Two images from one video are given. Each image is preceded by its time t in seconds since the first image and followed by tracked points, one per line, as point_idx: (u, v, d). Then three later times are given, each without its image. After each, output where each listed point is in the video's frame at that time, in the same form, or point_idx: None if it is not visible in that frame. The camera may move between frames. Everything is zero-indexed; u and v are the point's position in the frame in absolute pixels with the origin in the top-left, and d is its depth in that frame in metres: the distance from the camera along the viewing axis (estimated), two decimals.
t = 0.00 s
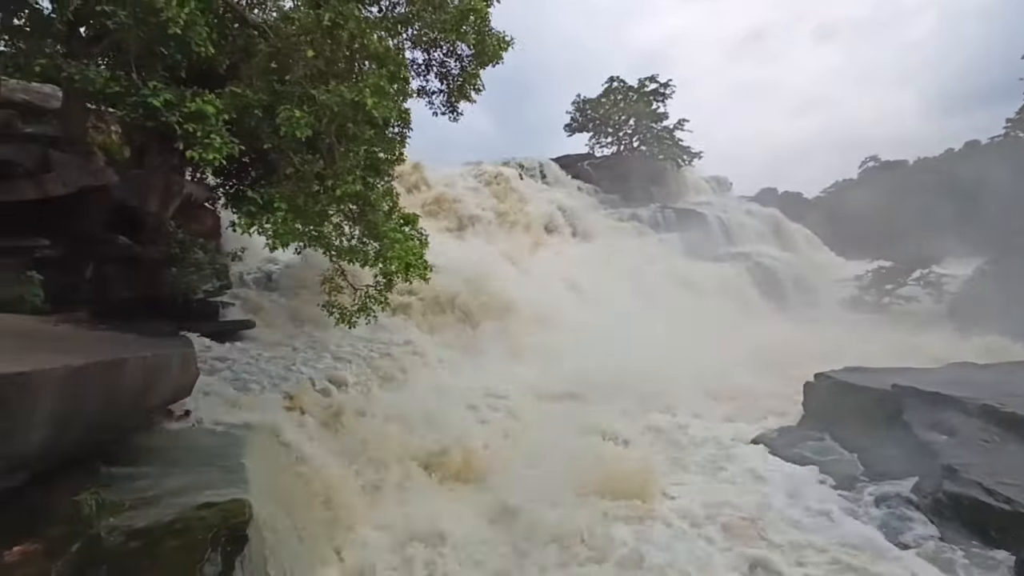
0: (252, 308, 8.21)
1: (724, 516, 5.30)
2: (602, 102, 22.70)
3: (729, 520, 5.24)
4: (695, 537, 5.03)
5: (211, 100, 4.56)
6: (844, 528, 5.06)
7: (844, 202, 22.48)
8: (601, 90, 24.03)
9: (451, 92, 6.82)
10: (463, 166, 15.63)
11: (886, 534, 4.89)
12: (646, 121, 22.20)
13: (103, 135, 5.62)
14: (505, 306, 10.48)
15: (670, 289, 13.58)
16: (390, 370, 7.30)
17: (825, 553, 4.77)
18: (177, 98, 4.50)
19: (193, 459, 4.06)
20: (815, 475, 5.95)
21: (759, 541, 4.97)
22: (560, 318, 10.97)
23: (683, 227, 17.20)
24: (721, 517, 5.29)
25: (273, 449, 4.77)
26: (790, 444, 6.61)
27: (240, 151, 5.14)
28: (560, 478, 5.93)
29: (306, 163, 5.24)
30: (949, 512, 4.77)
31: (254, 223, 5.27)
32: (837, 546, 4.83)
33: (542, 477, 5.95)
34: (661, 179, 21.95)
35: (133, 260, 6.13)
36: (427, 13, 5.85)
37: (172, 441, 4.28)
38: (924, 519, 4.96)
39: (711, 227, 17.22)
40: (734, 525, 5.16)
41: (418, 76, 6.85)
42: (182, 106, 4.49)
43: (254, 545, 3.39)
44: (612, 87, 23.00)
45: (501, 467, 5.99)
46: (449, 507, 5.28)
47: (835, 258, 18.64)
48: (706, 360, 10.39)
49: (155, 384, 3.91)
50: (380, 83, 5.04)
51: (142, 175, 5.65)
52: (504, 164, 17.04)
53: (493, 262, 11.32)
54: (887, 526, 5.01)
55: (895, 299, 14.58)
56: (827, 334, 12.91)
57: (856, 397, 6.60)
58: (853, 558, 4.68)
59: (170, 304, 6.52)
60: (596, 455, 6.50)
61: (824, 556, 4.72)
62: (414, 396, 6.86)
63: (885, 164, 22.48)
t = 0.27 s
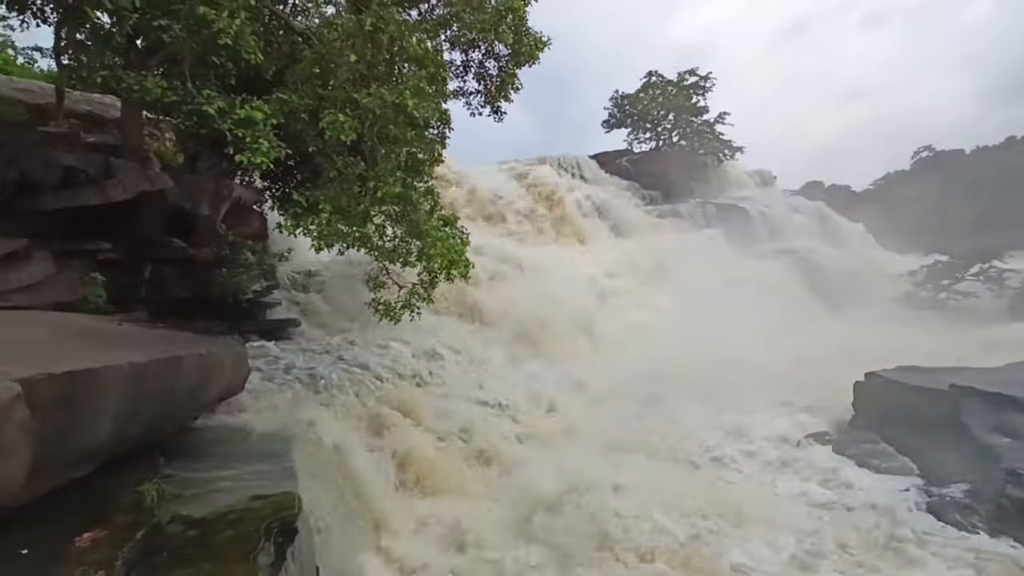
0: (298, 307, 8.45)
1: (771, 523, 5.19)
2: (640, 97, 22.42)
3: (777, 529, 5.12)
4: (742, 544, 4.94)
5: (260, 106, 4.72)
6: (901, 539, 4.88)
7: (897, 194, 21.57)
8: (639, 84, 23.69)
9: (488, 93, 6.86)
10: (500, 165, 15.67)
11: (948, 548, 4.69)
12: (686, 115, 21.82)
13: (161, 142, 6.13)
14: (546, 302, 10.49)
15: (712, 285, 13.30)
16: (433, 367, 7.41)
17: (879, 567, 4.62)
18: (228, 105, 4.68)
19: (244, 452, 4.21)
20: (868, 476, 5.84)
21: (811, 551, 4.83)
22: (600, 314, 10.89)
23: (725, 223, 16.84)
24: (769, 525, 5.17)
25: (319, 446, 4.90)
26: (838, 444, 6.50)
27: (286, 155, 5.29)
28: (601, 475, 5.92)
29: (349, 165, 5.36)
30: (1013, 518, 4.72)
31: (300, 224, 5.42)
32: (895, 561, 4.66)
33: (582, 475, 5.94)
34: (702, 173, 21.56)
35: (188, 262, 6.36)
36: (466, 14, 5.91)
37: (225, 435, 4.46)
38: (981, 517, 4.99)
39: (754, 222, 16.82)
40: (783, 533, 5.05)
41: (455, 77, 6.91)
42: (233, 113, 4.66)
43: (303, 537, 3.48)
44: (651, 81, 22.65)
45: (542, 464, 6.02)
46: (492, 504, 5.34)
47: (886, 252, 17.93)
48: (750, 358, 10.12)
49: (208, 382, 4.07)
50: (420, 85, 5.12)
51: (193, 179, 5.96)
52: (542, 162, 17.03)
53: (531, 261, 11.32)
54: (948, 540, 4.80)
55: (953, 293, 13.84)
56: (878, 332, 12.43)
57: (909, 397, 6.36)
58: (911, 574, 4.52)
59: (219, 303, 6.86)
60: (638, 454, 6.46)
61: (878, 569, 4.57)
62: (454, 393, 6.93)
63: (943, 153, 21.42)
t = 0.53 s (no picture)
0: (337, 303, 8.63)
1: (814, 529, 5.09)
2: (676, 91, 22.07)
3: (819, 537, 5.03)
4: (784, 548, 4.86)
5: (300, 107, 4.83)
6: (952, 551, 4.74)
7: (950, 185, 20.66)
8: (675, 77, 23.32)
9: (522, 89, 6.86)
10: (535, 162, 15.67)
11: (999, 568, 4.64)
12: (722, 108, 21.40)
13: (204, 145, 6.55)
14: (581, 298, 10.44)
15: (753, 280, 13.00)
16: (469, 363, 7.47)
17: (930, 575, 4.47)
18: (271, 107, 4.80)
19: (287, 445, 4.33)
20: (915, 487, 5.71)
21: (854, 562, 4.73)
22: (636, 310, 10.79)
23: (765, 217, 16.45)
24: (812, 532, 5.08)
25: (360, 440, 5.00)
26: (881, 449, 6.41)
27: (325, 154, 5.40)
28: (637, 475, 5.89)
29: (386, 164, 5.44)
30: None
31: (338, 223, 5.52)
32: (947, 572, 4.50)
33: (617, 477, 5.92)
34: (740, 167, 21.14)
35: (231, 260, 6.53)
36: (501, 11, 5.91)
37: (269, 428, 4.60)
38: None
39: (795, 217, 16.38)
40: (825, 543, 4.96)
41: (490, 74, 6.93)
42: (275, 115, 4.78)
43: (345, 528, 3.57)
44: (686, 74, 22.27)
45: (578, 463, 6.02)
46: (529, 503, 5.37)
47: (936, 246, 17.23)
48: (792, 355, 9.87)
49: (252, 376, 4.20)
50: (455, 84, 5.16)
51: (237, 179, 6.15)
52: (576, 158, 16.96)
53: (566, 258, 11.29)
54: (999, 561, 4.72)
55: (1011, 289, 13.17)
56: (928, 330, 11.96)
57: (963, 398, 6.13)
58: None
59: (263, 300, 7.02)
60: (675, 454, 6.40)
61: None
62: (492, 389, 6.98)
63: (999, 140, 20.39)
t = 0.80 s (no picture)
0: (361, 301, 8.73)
1: (841, 532, 5.00)
2: (698, 86, 21.83)
3: (850, 540, 4.93)
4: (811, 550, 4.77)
5: (327, 106, 4.87)
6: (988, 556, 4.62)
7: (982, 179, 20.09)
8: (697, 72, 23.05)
9: (544, 86, 6.86)
10: (555, 159, 15.63)
11: None
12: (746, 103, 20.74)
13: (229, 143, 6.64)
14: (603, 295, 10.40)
15: (778, 277, 12.81)
16: (491, 359, 7.49)
17: None
18: (297, 106, 4.85)
19: (314, 440, 4.39)
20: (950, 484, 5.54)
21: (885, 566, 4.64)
22: (658, 308, 10.71)
23: (790, 213, 16.19)
24: (840, 536, 4.99)
25: (384, 434, 5.05)
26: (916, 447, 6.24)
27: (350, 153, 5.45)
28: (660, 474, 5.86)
29: (409, 162, 5.47)
30: None
31: (363, 221, 5.57)
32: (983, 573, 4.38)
33: (640, 474, 5.89)
34: (764, 163, 20.84)
35: (258, 258, 6.63)
36: (523, 7, 5.88)
37: (297, 423, 4.67)
38: None
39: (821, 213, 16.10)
40: (856, 547, 4.85)
41: (512, 72, 6.93)
42: (301, 114, 4.82)
43: (370, 523, 3.60)
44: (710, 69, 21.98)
45: (600, 460, 6.01)
46: (552, 500, 5.38)
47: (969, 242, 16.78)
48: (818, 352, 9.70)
49: (279, 372, 4.27)
50: (478, 80, 5.16)
51: (264, 177, 6.38)
52: (597, 155, 16.89)
53: (587, 256, 11.26)
54: None
55: None
56: (960, 328, 11.66)
57: (999, 398, 5.98)
58: None
59: (288, 298, 7.11)
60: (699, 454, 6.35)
61: None
62: (513, 387, 6.99)
63: None
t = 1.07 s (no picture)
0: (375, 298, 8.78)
1: (859, 533, 4.95)
2: (713, 82, 21.66)
3: (868, 542, 4.87)
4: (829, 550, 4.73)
5: (344, 103, 4.89)
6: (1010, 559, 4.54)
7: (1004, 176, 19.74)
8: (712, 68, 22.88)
9: (559, 83, 6.84)
10: (568, 157, 15.59)
11: None
12: (761, 99, 20.60)
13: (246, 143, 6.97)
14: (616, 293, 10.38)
15: (794, 275, 12.68)
16: (504, 356, 7.50)
17: None
18: (315, 104, 4.88)
19: (330, 436, 4.43)
20: (970, 487, 5.47)
21: (904, 569, 4.59)
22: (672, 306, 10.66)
23: (806, 211, 16.02)
24: (858, 538, 4.93)
25: (399, 431, 5.08)
26: (936, 448, 6.14)
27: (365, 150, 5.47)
28: (675, 473, 5.83)
29: (424, 160, 5.48)
30: None
31: (378, 218, 5.58)
32: None
33: (654, 471, 5.86)
34: (779, 160, 20.65)
35: (274, 256, 6.69)
36: (538, 4, 5.87)
37: (313, 419, 4.71)
38: None
39: (837, 210, 15.90)
40: (875, 549, 4.79)
41: (527, 69, 6.92)
42: (319, 111, 4.85)
43: (386, 519, 3.62)
44: (724, 66, 21.86)
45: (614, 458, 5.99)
46: (565, 497, 5.38)
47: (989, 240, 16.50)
48: (835, 350, 9.59)
49: (296, 368, 4.31)
50: (493, 77, 5.17)
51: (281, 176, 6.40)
52: (610, 152, 16.82)
53: (600, 254, 11.24)
54: None
55: None
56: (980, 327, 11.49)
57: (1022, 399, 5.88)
58: None
59: (303, 295, 7.18)
60: (714, 451, 6.31)
61: None
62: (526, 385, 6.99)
63: None
